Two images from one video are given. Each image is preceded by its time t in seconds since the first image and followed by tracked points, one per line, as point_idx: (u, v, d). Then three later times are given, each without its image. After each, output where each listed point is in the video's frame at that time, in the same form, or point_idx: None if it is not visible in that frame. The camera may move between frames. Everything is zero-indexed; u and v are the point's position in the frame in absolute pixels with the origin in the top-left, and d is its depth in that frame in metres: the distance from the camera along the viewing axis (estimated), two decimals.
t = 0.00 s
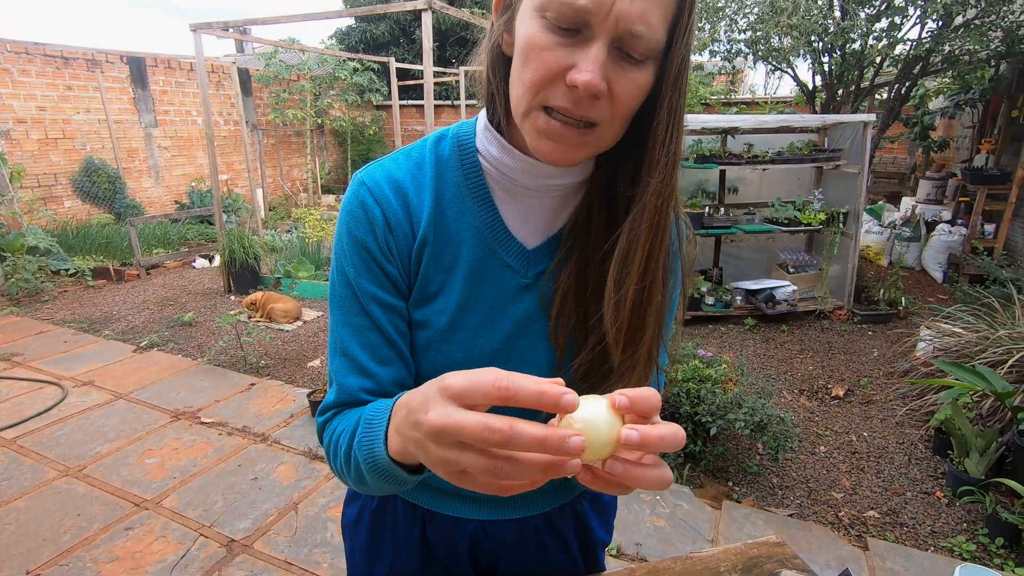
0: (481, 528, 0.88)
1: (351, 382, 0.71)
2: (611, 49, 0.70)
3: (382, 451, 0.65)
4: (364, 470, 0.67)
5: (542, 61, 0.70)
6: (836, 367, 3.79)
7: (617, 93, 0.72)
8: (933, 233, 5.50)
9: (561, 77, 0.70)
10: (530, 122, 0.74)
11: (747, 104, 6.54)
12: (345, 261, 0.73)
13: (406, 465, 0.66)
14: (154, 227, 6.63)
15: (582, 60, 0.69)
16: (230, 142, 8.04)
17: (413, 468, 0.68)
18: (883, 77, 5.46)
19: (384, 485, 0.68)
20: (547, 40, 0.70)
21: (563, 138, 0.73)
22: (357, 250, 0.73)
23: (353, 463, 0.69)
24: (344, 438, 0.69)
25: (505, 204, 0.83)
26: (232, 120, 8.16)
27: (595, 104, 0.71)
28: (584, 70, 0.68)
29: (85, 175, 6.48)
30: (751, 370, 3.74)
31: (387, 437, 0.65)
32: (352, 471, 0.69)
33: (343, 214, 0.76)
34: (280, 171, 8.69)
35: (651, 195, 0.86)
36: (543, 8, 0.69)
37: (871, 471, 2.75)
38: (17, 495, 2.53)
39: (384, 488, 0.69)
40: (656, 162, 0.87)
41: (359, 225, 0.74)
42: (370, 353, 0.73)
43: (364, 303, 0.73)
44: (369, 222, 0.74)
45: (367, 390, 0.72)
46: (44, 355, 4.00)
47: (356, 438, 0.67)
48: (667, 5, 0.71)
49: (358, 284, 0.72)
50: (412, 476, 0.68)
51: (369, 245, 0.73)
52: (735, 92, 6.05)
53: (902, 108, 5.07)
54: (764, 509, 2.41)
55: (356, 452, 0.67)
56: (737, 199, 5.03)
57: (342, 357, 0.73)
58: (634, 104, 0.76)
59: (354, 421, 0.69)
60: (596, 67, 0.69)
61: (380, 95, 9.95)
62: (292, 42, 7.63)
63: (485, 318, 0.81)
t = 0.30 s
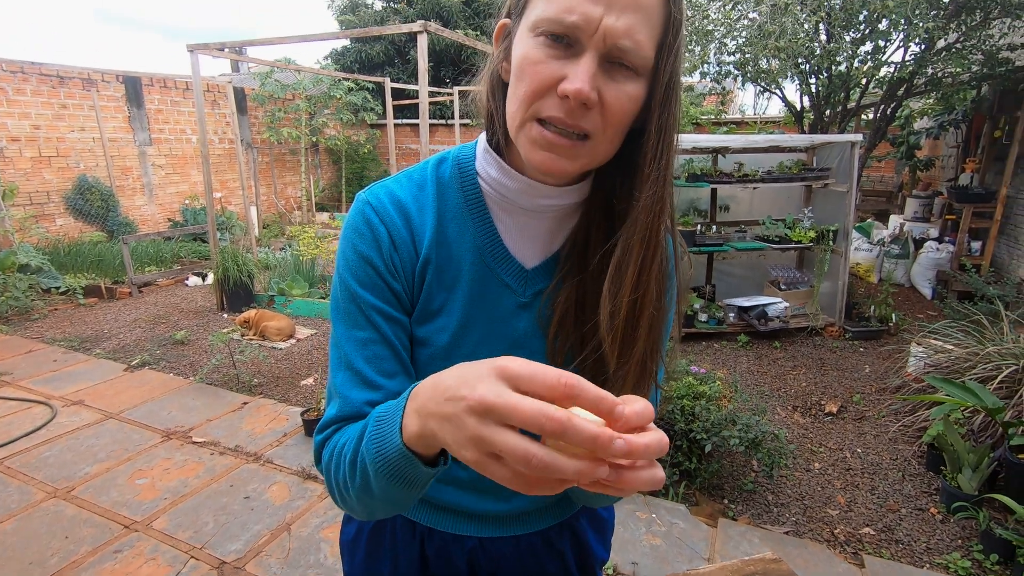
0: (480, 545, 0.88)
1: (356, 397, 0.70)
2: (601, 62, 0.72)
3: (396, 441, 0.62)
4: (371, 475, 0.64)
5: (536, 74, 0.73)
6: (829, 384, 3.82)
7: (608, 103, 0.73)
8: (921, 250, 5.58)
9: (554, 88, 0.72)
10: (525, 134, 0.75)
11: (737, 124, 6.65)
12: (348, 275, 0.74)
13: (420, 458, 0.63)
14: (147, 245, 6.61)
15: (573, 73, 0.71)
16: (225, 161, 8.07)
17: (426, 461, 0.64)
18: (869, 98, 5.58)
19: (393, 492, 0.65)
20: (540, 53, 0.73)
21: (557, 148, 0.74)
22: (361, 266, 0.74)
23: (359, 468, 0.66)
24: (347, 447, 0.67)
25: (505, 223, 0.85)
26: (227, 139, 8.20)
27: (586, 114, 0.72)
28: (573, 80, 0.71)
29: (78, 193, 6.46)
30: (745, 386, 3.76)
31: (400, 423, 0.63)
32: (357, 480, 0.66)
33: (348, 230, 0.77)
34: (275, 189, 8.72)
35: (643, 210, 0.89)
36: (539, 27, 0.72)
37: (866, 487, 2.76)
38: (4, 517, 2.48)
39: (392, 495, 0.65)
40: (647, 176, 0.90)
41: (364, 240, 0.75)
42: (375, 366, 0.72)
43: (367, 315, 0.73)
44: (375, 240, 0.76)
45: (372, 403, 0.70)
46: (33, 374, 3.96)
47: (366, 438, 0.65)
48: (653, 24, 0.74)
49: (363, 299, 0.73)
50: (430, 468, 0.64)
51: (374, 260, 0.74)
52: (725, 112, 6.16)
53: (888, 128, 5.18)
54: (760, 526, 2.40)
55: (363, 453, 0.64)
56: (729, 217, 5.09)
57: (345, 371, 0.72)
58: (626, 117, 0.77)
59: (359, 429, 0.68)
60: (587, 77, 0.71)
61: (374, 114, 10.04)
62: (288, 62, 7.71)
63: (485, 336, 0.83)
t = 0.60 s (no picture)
0: (478, 562, 0.88)
1: (363, 414, 0.72)
2: (596, 80, 0.74)
3: (407, 436, 0.65)
4: (384, 479, 0.66)
5: (533, 92, 0.74)
6: (825, 400, 3.82)
7: (606, 118, 0.75)
8: (915, 267, 5.63)
9: (551, 106, 0.73)
10: (524, 149, 0.76)
11: (731, 142, 6.73)
12: (351, 296, 0.75)
13: (435, 453, 0.66)
14: (144, 260, 6.61)
15: (569, 92, 0.73)
16: (223, 177, 8.11)
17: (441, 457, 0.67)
18: (861, 117, 5.67)
19: (408, 493, 0.67)
20: (536, 72, 0.75)
21: (557, 163, 0.75)
22: (364, 286, 0.75)
23: (372, 475, 0.67)
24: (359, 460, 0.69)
25: (505, 241, 0.86)
26: (225, 155, 8.24)
27: (582, 130, 0.74)
28: (569, 98, 0.72)
29: (75, 209, 6.47)
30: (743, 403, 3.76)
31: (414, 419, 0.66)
32: (369, 487, 0.68)
33: (350, 251, 0.78)
34: (273, 205, 8.75)
35: (635, 226, 0.91)
36: (534, 51, 0.75)
37: (864, 504, 2.75)
38: None
39: (405, 498, 0.68)
40: (637, 196, 0.91)
41: (366, 262, 0.76)
42: (379, 386, 0.74)
43: (369, 335, 0.74)
44: (376, 260, 0.77)
45: (379, 420, 0.73)
46: (27, 390, 3.93)
47: (379, 445, 0.67)
48: (645, 44, 0.76)
49: (365, 319, 0.74)
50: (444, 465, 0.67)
51: (376, 281, 0.76)
52: (719, 131, 6.23)
53: (880, 147, 5.25)
54: (759, 544, 2.39)
55: (378, 458, 0.67)
56: (724, 233, 5.13)
57: (351, 391, 0.74)
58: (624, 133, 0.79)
59: (370, 443, 0.70)
60: (582, 95, 0.73)
61: (373, 131, 10.12)
62: (288, 80, 7.79)
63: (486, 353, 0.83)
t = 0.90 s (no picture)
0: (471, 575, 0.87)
1: (353, 430, 0.73)
2: (584, 105, 0.75)
3: (417, 513, 0.68)
4: (395, 534, 0.70)
5: (523, 116, 0.75)
6: (825, 413, 3.80)
7: (594, 142, 0.76)
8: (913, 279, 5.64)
9: (539, 133, 0.75)
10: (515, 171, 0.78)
11: (729, 155, 6.77)
12: (345, 312, 0.76)
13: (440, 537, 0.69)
14: (143, 273, 6.61)
15: (557, 118, 0.74)
16: (223, 190, 8.14)
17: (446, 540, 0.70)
18: (857, 130, 5.71)
19: (409, 542, 0.70)
20: (527, 94, 0.75)
21: (546, 186, 0.77)
22: (354, 302, 0.76)
23: (381, 522, 0.71)
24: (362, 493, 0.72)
25: (498, 255, 0.87)
26: (226, 168, 8.28)
27: (571, 154, 0.75)
28: (556, 125, 0.74)
29: (75, 221, 6.48)
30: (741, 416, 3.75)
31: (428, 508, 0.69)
32: (370, 513, 0.71)
33: (343, 266, 0.79)
34: (272, 218, 8.77)
35: (632, 248, 0.92)
36: (525, 73, 0.75)
37: (865, 519, 2.73)
38: None
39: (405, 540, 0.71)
40: (635, 215, 0.92)
41: (357, 277, 0.77)
42: (370, 402, 0.74)
43: (362, 352, 0.75)
44: (367, 275, 0.77)
45: (370, 437, 0.74)
46: (23, 403, 3.91)
47: (386, 510, 0.69)
48: (635, 68, 0.76)
49: (358, 335, 0.75)
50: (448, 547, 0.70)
51: (367, 295, 0.76)
52: (717, 144, 6.28)
53: (876, 160, 5.28)
54: (760, 560, 2.37)
55: (389, 521, 0.70)
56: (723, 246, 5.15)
57: (344, 406, 0.75)
58: (614, 155, 0.79)
59: (373, 476, 0.72)
60: (570, 121, 0.74)
61: (373, 144, 10.19)
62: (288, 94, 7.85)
63: (478, 367, 0.83)
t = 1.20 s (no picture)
0: None
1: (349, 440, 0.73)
2: (583, 116, 0.75)
3: (412, 479, 0.66)
4: (387, 510, 0.67)
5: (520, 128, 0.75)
6: (832, 423, 3.76)
7: (594, 153, 0.76)
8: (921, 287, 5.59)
9: (539, 144, 0.74)
10: (513, 182, 0.78)
11: (733, 163, 6.76)
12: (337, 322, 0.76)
13: (440, 494, 0.67)
14: (150, 281, 6.65)
15: (557, 130, 0.74)
16: (230, 199, 8.20)
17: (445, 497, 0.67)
18: (861, 138, 5.70)
19: (409, 525, 0.68)
20: (523, 105, 0.75)
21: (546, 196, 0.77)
22: (347, 311, 0.75)
23: (373, 507, 0.68)
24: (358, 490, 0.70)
25: (492, 264, 0.86)
26: (232, 177, 8.35)
27: (571, 165, 0.75)
28: (556, 136, 0.73)
29: (84, 230, 6.54)
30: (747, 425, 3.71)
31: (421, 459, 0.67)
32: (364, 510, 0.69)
33: (337, 276, 0.78)
34: (278, 226, 8.82)
35: (627, 257, 0.91)
36: (521, 83, 0.75)
37: (873, 531, 2.68)
38: None
39: (405, 528, 0.69)
40: (630, 224, 0.91)
41: (350, 287, 0.76)
42: (366, 411, 0.74)
43: (357, 363, 0.75)
44: (361, 285, 0.77)
45: (367, 446, 0.74)
46: (29, 411, 3.93)
47: (382, 482, 0.68)
48: (632, 79, 0.76)
49: (352, 345, 0.74)
50: (447, 505, 0.68)
51: (361, 305, 0.76)
52: (721, 152, 6.27)
53: (882, 167, 5.25)
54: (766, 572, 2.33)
55: (380, 492, 0.68)
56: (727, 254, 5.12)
57: (340, 417, 0.75)
58: (611, 166, 0.80)
59: (367, 477, 0.71)
60: (569, 133, 0.74)
61: (379, 153, 10.26)
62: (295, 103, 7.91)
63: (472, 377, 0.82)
